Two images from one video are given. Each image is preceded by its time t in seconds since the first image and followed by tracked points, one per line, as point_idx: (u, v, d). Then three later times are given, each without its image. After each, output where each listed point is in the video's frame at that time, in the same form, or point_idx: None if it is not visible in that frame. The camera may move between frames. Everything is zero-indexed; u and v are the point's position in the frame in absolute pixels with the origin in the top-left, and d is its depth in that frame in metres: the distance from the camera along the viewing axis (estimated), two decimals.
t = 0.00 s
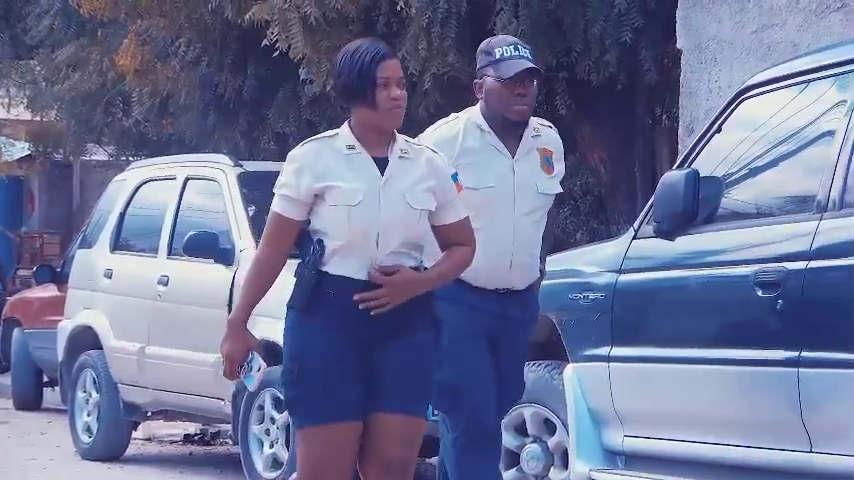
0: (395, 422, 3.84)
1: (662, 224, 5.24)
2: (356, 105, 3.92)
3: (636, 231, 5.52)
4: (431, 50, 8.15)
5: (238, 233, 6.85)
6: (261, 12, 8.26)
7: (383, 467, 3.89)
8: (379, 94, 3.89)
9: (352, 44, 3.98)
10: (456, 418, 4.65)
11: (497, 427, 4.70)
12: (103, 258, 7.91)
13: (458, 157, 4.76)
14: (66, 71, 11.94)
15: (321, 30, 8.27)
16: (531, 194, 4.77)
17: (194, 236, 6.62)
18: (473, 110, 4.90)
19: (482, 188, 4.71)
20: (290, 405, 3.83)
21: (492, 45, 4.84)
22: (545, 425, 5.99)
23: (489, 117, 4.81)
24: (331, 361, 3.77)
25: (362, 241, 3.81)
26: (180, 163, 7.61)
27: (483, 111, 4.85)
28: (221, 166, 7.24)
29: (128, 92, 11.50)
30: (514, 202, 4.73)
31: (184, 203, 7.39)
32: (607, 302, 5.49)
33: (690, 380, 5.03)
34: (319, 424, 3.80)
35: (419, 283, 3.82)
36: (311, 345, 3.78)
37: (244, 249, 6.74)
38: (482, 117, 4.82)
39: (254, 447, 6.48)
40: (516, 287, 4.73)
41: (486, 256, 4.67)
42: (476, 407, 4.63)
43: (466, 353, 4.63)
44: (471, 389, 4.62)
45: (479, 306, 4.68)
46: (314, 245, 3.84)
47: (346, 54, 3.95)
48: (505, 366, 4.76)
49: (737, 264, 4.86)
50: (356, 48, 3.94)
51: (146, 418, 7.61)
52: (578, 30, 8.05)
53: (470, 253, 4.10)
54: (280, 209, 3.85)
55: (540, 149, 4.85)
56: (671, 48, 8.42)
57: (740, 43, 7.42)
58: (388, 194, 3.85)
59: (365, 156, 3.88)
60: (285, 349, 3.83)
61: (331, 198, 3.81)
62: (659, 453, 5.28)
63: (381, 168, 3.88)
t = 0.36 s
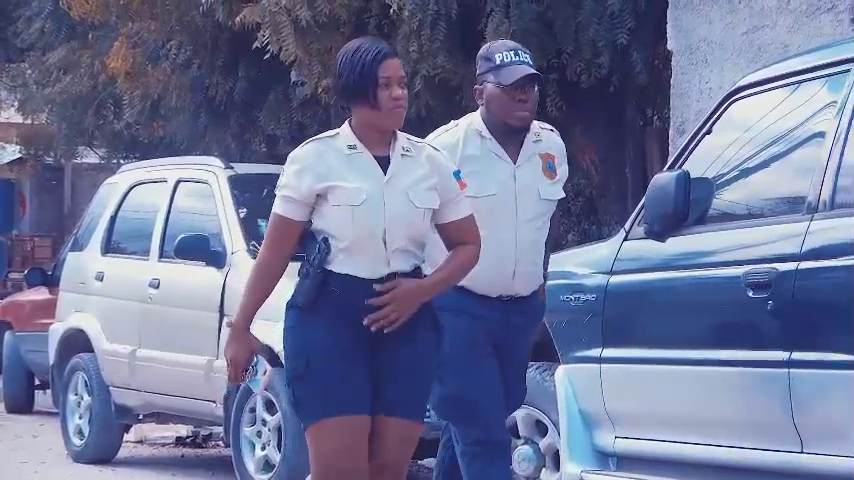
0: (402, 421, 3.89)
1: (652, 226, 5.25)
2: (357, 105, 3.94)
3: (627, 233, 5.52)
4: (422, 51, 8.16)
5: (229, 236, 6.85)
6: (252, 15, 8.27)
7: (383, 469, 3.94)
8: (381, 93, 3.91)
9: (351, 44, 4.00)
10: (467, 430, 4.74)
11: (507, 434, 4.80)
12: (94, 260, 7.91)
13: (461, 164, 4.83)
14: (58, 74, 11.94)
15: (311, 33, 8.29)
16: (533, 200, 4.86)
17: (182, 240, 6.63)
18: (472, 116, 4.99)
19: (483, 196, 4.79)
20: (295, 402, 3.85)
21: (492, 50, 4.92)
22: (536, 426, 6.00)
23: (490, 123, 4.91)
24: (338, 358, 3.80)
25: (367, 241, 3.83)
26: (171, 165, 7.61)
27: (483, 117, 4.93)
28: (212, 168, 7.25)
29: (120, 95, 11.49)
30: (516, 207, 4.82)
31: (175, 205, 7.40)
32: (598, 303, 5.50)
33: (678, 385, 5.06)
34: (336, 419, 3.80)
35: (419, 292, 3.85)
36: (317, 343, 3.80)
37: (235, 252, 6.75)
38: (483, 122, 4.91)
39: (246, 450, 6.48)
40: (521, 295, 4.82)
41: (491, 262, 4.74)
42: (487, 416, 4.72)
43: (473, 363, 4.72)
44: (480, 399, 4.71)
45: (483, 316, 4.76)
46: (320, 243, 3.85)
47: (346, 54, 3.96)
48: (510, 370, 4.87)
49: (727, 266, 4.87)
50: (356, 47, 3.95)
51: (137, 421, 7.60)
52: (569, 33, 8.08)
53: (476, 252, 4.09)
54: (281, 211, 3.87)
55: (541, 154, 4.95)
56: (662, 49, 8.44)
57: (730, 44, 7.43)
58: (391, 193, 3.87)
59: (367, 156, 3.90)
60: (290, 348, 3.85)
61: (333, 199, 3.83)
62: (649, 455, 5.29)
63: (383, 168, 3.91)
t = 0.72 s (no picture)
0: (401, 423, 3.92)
1: (644, 228, 5.26)
2: (357, 106, 3.97)
3: (620, 234, 5.53)
4: (414, 53, 8.15)
5: (222, 238, 6.86)
6: (244, 16, 8.27)
7: (379, 475, 3.95)
8: (381, 94, 3.94)
9: (350, 44, 4.01)
10: (473, 438, 4.82)
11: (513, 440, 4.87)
12: (87, 262, 7.91)
13: (462, 170, 4.91)
14: (50, 75, 11.93)
15: (304, 35, 8.28)
16: (534, 205, 4.91)
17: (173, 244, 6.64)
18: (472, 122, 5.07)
19: (484, 202, 4.84)
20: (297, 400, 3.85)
21: (492, 55, 5.02)
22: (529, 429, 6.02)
23: (491, 129, 4.97)
24: (340, 354, 3.81)
25: (371, 242, 3.85)
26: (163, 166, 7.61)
27: (483, 122, 5.01)
28: (205, 170, 7.25)
29: (112, 97, 11.48)
30: (517, 212, 4.88)
31: (168, 207, 7.40)
32: (590, 305, 5.50)
33: (670, 386, 5.06)
34: (352, 414, 3.79)
35: (413, 302, 3.86)
36: (319, 340, 3.82)
37: (228, 253, 6.75)
38: (483, 128, 4.99)
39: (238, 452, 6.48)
40: (524, 300, 4.88)
41: (494, 267, 4.79)
42: (495, 423, 4.78)
43: (480, 370, 4.79)
44: (489, 404, 4.78)
45: (489, 324, 4.84)
46: (322, 244, 3.87)
47: (346, 55, 3.98)
48: (514, 376, 4.95)
49: (719, 268, 4.88)
50: (356, 48, 3.97)
51: (130, 422, 7.60)
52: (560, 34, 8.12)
53: (474, 254, 4.07)
54: (282, 213, 3.88)
55: (543, 158, 5.01)
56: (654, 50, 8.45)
57: (723, 46, 7.44)
58: (394, 195, 3.91)
59: (369, 157, 3.93)
60: (290, 347, 3.87)
61: (335, 200, 3.85)
62: (641, 456, 5.29)
63: (385, 169, 3.94)
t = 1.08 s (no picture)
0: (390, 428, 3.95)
1: (636, 230, 5.28)
2: (357, 108, 3.93)
3: (612, 237, 5.53)
4: (406, 56, 8.16)
5: (214, 240, 6.86)
6: (236, 19, 8.28)
7: None
8: (382, 97, 3.90)
9: (350, 45, 3.97)
10: (476, 443, 4.68)
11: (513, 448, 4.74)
12: (79, 264, 7.90)
13: (464, 175, 4.76)
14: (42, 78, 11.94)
15: (296, 39, 8.29)
16: (537, 208, 4.76)
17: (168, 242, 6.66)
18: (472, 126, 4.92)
19: (487, 207, 4.70)
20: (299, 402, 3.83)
21: (492, 57, 4.86)
22: (522, 431, 6.02)
23: (492, 133, 4.82)
24: (344, 356, 3.80)
25: (372, 246, 3.82)
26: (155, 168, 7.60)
27: (483, 126, 4.86)
28: (197, 172, 7.25)
29: (105, 100, 11.48)
30: (521, 216, 4.73)
31: (160, 210, 7.39)
32: (583, 308, 5.50)
33: (661, 388, 5.07)
34: (360, 416, 3.77)
35: (413, 316, 3.81)
36: (323, 343, 3.80)
37: (220, 255, 6.75)
38: (484, 132, 4.84)
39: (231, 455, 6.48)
40: (531, 303, 4.75)
41: (497, 271, 4.66)
42: (500, 430, 4.65)
43: (489, 375, 4.64)
44: (496, 411, 4.64)
45: (499, 329, 4.70)
46: (323, 246, 3.84)
47: (345, 57, 3.94)
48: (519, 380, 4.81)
49: (712, 270, 4.88)
50: (356, 49, 3.93)
51: (123, 424, 7.60)
52: (553, 37, 8.12)
53: (469, 258, 4.01)
54: (282, 217, 3.85)
55: (544, 160, 4.86)
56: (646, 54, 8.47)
57: (715, 49, 7.45)
58: (395, 197, 3.87)
59: (370, 159, 3.89)
60: (289, 350, 3.85)
61: (337, 203, 3.82)
62: (633, 459, 5.30)
63: (386, 171, 3.91)
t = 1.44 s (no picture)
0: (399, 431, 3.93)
1: (626, 231, 5.27)
2: (357, 112, 3.87)
3: (602, 239, 5.53)
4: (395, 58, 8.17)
5: (203, 243, 6.86)
6: (225, 22, 8.30)
7: None
8: (382, 100, 3.85)
9: (349, 48, 3.93)
10: (476, 445, 4.46)
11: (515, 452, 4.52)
12: (69, 266, 7.89)
13: (466, 175, 4.51)
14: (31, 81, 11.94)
15: (286, 41, 8.30)
16: (541, 204, 4.53)
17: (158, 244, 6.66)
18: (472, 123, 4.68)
19: (491, 207, 4.46)
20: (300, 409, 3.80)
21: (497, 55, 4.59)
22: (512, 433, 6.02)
23: (492, 132, 4.58)
24: (345, 362, 3.75)
25: (373, 251, 3.77)
26: (145, 171, 7.60)
27: (482, 124, 4.62)
28: (187, 175, 7.24)
29: (94, 103, 11.49)
30: (526, 214, 4.50)
31: (150, 213, 7.39)
32: (572, 310, 5.49)
33: (651, 389, 5.06)
34: (361, 423, 3.74)
35: (411, 330, 3.76)
36: (323, 350, 3.75)
37: (209, 258, 6.75)
38: (484, 130, 4.59)
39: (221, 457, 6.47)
40: (537, 301, 4.53)
41: (504, 268, 4.44)
42: (502, 432, 4.44)
43: (493, 373, 4.41)
44: (500, 412, 4.41)
45: (505, 326, 4.47)
46: (323, 251, 3.79)
47: (344, 60, 3.89)
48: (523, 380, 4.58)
49: (701, 272, 4.88)
50: (355, 52, 3.88)
51: (112, 427, 7.60)
52: (543, 39, 8.14)
53: (462, 266, 3.95)
54: (281, 221, 3.79)
55: (546, 156, 4.61)
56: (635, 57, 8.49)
57: (705, 51, 7.45)
58: (396, 201, 3.82)
59: (370, 163, 3.84)
60: (288, 358, 3.80)
61: (337, 209, 3.77)
62: (623, 461, 5.29)
63: (386, 176, 3.86)
